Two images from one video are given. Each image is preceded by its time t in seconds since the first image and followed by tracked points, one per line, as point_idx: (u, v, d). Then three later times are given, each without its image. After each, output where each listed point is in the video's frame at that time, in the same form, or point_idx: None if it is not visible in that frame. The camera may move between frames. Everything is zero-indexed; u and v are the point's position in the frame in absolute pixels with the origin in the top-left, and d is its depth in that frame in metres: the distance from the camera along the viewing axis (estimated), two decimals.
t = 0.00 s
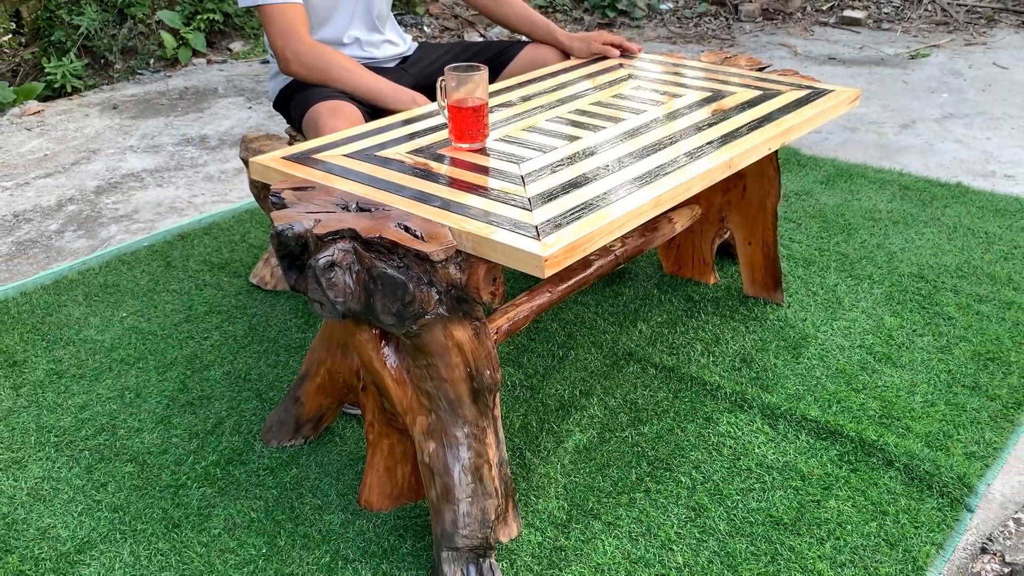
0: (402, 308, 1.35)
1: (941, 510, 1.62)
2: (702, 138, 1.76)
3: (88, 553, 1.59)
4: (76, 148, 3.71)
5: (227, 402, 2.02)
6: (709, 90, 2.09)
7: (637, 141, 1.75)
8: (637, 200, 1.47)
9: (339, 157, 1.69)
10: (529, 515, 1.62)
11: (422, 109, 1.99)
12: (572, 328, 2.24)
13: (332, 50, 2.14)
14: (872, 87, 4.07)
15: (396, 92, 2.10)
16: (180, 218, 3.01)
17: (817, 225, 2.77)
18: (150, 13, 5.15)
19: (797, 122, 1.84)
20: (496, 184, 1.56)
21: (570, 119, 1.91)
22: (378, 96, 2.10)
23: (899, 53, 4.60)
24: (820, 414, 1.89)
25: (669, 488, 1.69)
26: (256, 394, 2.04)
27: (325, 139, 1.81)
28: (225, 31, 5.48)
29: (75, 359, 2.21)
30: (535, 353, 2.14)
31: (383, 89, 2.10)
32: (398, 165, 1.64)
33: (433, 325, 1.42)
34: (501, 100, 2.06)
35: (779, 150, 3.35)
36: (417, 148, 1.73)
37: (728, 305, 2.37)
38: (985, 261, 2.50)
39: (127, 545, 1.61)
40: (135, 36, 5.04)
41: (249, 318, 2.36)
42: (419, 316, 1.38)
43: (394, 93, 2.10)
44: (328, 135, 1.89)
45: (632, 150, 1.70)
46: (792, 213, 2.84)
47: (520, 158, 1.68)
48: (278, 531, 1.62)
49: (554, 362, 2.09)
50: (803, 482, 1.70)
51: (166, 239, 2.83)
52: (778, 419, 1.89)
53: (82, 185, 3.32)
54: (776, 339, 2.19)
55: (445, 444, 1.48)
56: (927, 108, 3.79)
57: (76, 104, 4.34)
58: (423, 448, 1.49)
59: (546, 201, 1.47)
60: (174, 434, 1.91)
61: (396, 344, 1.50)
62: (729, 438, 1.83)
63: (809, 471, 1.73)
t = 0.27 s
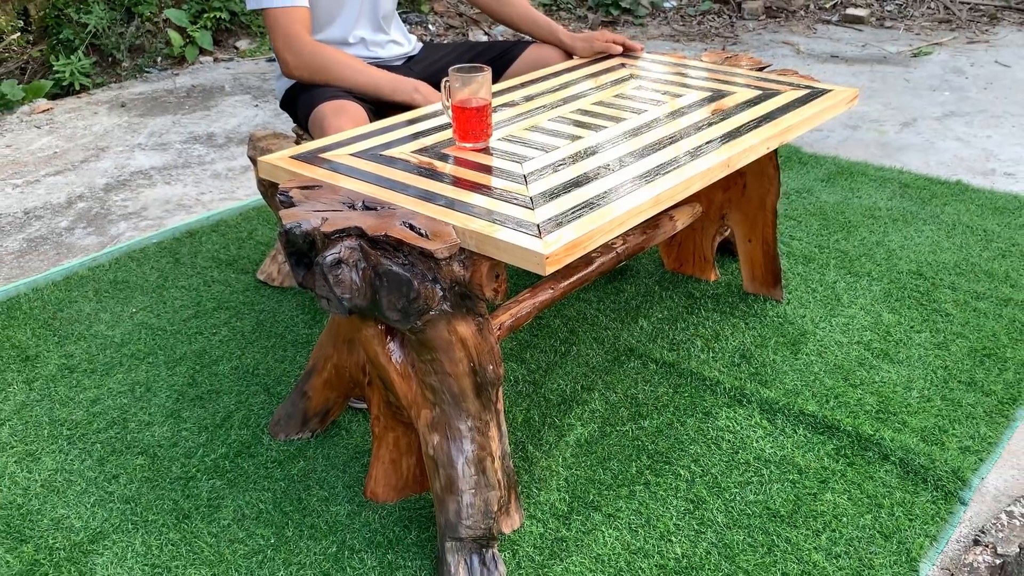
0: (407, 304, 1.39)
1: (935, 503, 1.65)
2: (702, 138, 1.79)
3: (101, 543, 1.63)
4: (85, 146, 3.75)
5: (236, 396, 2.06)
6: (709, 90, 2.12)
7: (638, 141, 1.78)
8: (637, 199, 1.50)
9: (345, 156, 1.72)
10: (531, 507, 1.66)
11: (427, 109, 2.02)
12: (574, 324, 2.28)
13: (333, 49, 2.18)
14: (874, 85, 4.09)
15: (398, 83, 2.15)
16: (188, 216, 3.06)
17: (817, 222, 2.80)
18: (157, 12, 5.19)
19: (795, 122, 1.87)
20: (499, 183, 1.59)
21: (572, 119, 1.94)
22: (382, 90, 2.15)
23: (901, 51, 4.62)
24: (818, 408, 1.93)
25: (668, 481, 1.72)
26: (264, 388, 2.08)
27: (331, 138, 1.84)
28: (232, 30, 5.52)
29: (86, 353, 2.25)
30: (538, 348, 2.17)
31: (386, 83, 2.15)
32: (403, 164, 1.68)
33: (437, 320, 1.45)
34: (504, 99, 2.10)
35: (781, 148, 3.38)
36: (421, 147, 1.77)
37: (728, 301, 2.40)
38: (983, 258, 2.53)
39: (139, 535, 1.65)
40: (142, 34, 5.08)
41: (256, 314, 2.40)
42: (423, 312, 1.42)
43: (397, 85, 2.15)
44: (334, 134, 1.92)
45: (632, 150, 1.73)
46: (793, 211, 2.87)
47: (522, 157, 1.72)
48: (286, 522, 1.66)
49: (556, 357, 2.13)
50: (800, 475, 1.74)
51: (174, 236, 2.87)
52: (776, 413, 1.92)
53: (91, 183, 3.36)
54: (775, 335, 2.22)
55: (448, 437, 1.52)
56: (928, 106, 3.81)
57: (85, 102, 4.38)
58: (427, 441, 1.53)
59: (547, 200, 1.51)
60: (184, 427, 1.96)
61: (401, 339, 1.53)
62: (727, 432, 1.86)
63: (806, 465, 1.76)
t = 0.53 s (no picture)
0: (417, 302, 1.42)
1: (934, 497, 1.69)
2: (706, 139, 1.82)
3: (117, 534, 1.67)
4: (96, 144, 3.80)
5: (248, 391, 2.10)
6: (712, 91, 2.15)
7: (643, 142, 1.81)
8: (642, 200, 1.53)
9: (356, 157, 1.76)
10: (537, 501, 1.69)
11: (435, 110, 2.06)
12: (579, 321, 2.31)
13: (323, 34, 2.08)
14: (879, 84, 4.11)
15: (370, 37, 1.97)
16: (199, 214, 3.10)
17: (820, 221, 2.83)
18: (166, 10, 5.24)
19: (798, 123, 1.90)
20: (507, 184, 1.63)
21: (578, 120, 1.98)
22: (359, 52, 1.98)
23: (906, 50, 4.63)
24: (819, 405, 1.96)
25: (671, 476, 1.76)
26: (275, 383, 2.12)
27: (342, 139, 1.88)
28: (240, 28, 5.56)
29: (101, 349, 2.30)
30: (543, 345, 2.21)
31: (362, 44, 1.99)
32: (413, 165, 1.72)
33: (446, 318, 1.49)
34: (511, 100, 2.13)
35: (785, 147, 3.40)
36: (430, 148, 1.80)
37: (732, 299, 2.43)
38: (984, 257, 2.55)
39: (154, 527, 1.69)
40: (151, 33, 5.13)
41: (267, 311, 2.45)
42: (433, 309, 1.45)
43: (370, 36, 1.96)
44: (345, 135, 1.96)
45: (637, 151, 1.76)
46: (796, 210, 2.90)
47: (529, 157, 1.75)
48: (298, 514, 1.70)
49: (562, 354, 2.17)
50: (801, 471, 1.77)
51: (185, 234, 2.92)
52: (778, 409, 1.95)
53: (102, 181, 3.41)
54: (778, 333, 2.25)
55: (457, 432, 1.55)
56: (932, 105, 3.83)
57: (95, 101, 4.42)
58: (436, 436, 1.57)
59: (554, 200, 1.54)
60: (197, 422, 2.00)
61: (410, 336, 1.57)
62: (730, 429, 1.90)
63: (807, 460, 1.80)
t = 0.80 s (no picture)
0: (424, 300, 1.46)
1: (930, 493, 1.72)
2: (708, 140, 1.86)
3: (132, 524, 1.72)
4: (106, 142, 3.85)
5: (258, 386, 2.14)
6: (715, 93, 2.19)
7: (646, 143, 1.85)
8: (644, 200, 1.57)
9: (364, 158, 1.80)
10: (541, 494, 1.73)
11: (442, 111, 2.10)
12: (583, 319, 2.35)
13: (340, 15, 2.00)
14: (882, 84, 4.13)
15: (380, 26, 1.89)
16: (209, 212, 3.14)
17: (822, 221, 2.86)
18: (175, 10, 5.28)
19: (799, 125, 1.93)
20: (512, 184, 1.66)
21: (583, 121, 2.01)
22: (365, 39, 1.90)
23: (910, 50, 4.65)
24: (819, 402, 1.99)
25: (672, 471, 1.80)
26: (284, 379, 2.17)
27: (351, 141, 1.92)
28: (248, 28, 5.60)
29: (113, 345, 2.34)
30: (548, 343, 2.25)
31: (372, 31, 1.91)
32: (421, 165, 1.75)
33: (452, 315, 1.53)
34: (517, 102, 2.17)
35: (788, 148, 3.43)
36: (437, 149, 1.84)
37: (734, 298, 2.47)
38: (984, 257, 2.58)
39: (167, 517, 1.73)
40: (160, 32, 5.17)
41: (276, 308, 2.49)
42: (440, 307, 1.49)
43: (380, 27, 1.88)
44: (354, 136, 2.00)
45: (640, 153, 1.79)
46: (798, 209, 2.93)
47: (535, 158, 1.79)
48: (307, 506, 1.75)
49: (566, 351, 2.20)
50: (800, 466, 1.80)
51: (196, 231, 2.96)
52: (777, 406, 1.99)
53: (113, 179, 3.46)
54: (779, 331, 2.28)
55: (462, 426, 1.59)
56: (935, 105, 3.85)
57: (105, 99, 4.47)
58: (442, 430, 1.61)
59: (558, 201, 1.58)
60: (208, 416, 2.04)
61: (418, 333, 1.61)
62: (730, 425, 1.93)
63: (806, 456, 1.83)
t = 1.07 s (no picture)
0: (428, 300, 1.50)
1: (923, 491, 1.75)
2: (707, 144, 1.89)
3: (141, 518, 1.76)
4: (115, 142, 3.89)
5: (264, 384, 2.18)
6: (715, 97, 2.22)
7: (647, 147, 1.88)
8: (643, 204, 1.60)
9: (370, 161, 1.84)
10: (541, 491, 1.77)
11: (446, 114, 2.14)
12: (584, 319, 2.39)
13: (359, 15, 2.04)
14: (884, 86, 4.16)
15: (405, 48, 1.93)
16: (215, 211, 3.18)
17: (822, 222, 2.89)
18: (182, 10, 5.32)
19: (797, 130, 1.96)
20: (514, 187, 1.70)
21: (584, 125, 2.05)
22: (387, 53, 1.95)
23: (913, 52, 4.67)
24: (815, 402, 2.02)
25: (670, 468, 1.83)
26: (290, 376, 2.21)
27: (356, 144, 1.96)
28: (255, 28, 5.64)
29: (122, 343, 2.38)
30: (549, 342, 2.28)
31: (392, 43, 1.97)
32: (425, 169, 1.79)
33: (455, 316, 1.56)
34: (519, 105, 2.20)
35: (788, 149, 3.46)
36: (441, 152, 1.88)
37: (733, 299, 2.50)
38: (981, 259, 2.61)
39: (175, 512, 1.77)
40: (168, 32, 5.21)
41: (282, 307, 2.53)
42: (442, 308, 1.53)
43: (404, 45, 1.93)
44: (360, 139, 2.04)
45: (641, 157, 1.83)
46: (798, 211, 2.96)
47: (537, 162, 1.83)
48: (312, 501, 1.79)
49: (566, 351, 2.24)
50: (796, 465, 1.84)
51: (203, 231, 3.00)
52: (774, 406, 2.02)
53: (121, 178, 3.50)
54: (777, 332, 2.32)
55: (464, 424, 1.63)
56: (936, 108, 3.88)
57: (114, 99, 4.52)
58: (445, 428, 1.65)
59: (559, 204, 1.62)
60: (216, 413, 2.08)
61: (421, 332, 1.65)
62: (728, 424, 1.97)
63: (802, 455, 1.86)
